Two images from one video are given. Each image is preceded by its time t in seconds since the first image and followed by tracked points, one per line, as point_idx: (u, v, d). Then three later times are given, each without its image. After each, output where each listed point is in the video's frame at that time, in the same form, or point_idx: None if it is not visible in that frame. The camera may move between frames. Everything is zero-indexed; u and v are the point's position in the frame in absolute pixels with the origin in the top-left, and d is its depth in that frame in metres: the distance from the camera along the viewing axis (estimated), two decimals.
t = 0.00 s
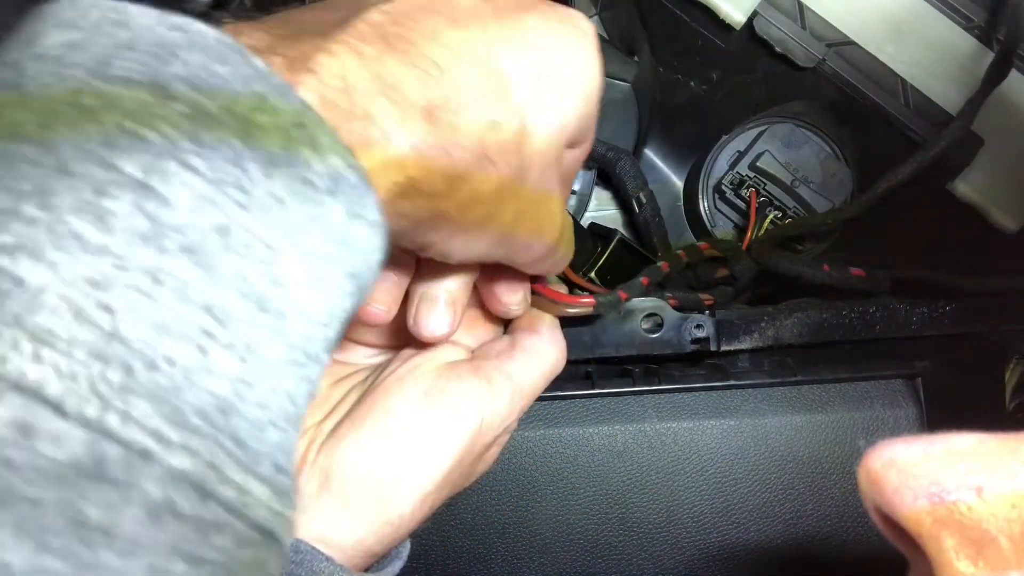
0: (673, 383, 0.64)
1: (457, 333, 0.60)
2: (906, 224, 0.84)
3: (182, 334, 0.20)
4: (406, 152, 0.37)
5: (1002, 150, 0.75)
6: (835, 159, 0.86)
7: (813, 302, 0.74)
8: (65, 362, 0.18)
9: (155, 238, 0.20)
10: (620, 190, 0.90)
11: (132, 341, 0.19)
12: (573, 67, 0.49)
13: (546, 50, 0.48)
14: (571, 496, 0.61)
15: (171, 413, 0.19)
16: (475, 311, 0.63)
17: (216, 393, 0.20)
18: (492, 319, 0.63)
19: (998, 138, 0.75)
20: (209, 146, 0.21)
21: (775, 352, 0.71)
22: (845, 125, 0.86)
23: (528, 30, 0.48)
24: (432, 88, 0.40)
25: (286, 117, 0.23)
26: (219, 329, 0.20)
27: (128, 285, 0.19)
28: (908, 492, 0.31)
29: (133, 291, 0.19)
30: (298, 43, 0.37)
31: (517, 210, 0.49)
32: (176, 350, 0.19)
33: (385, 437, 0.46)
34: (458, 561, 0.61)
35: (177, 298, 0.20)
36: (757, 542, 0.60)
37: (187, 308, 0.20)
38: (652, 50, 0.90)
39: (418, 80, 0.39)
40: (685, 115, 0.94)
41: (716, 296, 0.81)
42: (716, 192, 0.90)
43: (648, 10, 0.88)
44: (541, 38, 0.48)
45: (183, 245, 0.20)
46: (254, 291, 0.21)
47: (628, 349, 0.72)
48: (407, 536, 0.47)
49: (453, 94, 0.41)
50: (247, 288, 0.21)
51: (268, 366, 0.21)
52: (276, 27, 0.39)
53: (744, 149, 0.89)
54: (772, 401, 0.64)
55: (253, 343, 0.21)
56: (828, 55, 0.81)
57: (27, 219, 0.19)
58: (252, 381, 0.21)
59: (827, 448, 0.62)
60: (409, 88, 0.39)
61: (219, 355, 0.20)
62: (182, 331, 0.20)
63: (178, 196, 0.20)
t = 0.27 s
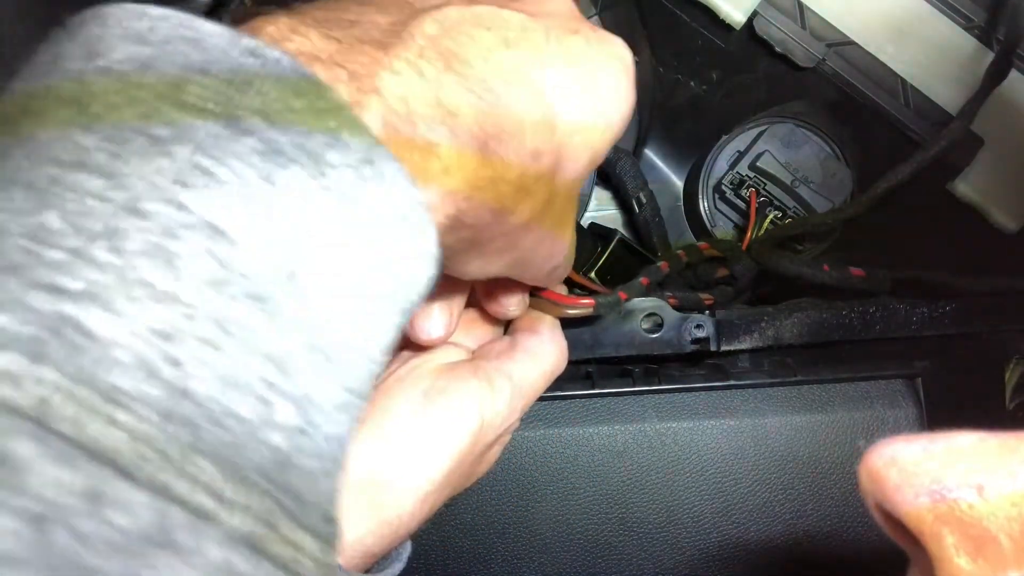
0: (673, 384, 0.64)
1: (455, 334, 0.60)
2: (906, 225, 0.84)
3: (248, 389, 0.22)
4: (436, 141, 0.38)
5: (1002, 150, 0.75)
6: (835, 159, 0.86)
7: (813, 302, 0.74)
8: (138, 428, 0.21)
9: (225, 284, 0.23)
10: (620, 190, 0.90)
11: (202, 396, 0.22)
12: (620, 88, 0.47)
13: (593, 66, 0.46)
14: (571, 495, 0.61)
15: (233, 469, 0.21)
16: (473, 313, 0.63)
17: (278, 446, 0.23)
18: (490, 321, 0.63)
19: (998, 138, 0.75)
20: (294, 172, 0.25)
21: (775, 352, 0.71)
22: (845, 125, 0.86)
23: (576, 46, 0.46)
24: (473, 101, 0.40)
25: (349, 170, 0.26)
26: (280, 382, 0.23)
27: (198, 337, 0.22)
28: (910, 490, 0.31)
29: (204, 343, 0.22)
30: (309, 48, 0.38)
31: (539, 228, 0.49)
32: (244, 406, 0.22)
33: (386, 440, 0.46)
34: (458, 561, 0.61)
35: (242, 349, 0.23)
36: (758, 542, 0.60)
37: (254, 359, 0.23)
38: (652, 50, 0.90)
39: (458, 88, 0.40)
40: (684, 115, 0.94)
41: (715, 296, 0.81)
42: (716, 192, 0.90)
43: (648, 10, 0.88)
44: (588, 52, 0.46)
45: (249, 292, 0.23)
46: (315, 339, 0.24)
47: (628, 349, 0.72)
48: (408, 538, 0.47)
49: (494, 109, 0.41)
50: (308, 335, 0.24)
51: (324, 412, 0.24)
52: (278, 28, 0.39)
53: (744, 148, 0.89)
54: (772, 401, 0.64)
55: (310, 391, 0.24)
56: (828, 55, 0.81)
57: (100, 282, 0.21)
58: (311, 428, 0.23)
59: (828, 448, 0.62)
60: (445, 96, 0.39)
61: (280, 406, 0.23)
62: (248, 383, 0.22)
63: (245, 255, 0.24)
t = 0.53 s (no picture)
0: (673, 384, 0.64)
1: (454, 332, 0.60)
2: (907, 225, 0.84)
3: (242, 385, 0.22)
4: (425, 139, 0.38)
5: (1002, 149, 0.75)
6: (835, 159, 0.87)
7: (813, 302, 0.74)
8: (129, 426, 0.20)
9: (217, 281, 0.23)
10: (620, 190, 0.90)
11: (194, 392, 0.22)
12: (611, 88, 0.48)
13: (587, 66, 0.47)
14: (571, 495, 0.61)
15: (227, 469, 0.21)
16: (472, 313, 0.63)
17: (270, 443, 0.23)
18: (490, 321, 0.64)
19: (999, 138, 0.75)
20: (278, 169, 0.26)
21: (775, 352, 0.71)
22: (845, 125, 0.86)
23: (570, 47, 0.47)
24: (468, 99, 0.41)
25: (339, 167, 0.27)
26: (274, 379, 0.23)
27: (190, 334, 0.22)
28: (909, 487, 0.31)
29: (197, 341, 0.22)
30: (303, 40, 0.37)
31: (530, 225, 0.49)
32: (238, 403, 0.22)
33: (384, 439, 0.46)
34: (457, 561, 0.61)
35: (236, 346, 0.23)
36: (758, 541, 0.60)
37: (247, 357, 0.23)
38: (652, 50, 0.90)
39: (454, 85, 0.40)
40: (685, 114, 0.95)
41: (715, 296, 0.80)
42: (716, 192, 0.90)
43: (648, 11, 0.88)
44: (576, 50, 0.47)
45: (240, 289, 0.23)
46: (308, 336, 0.24)
47: (628, 350, 0.72)
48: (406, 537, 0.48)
49: (488, 107, 0.41)
50: (300, 333, 0.24)
51: (317, 411, 0.24)
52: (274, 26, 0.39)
53: (744, 148, 0.89)
54: (772, 401, 0.64)
55: (304, 389, 0.24)
56: (828, 55, 0.80)
57: (89, 277, 0.21)
58: (305, 426, 0.23)
59: (827, 448, 0.62)
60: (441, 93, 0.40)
61: (274, 404, 0.23)
62: (242, 381, 0.22)
63: (237, 252, 0.24)
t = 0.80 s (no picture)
0: (673, 383, 0.65)
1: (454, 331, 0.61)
2: (906, 225, 0.84)
3: (247, 395, 0.23)
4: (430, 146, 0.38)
5: (1003, 150, 0.74)
6: (835, 159, 0.87)
7: (814, 302, 0.74)
8: (134, 435, 0.21)
9: (223, 290, 0.23)
10: (620, 190, 0.90)
11: (198, 402, 0.22)
12: (614, 98, 0.48)
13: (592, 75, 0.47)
14: (570, 496, 0.61)
15: (229, 476, 0.22)
16: (474, 313, 0.63)
17: (273, 451, 0.23)
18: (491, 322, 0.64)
19: (1000, 137, 0.74)
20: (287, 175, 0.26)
21: (775, 352, 0.71)
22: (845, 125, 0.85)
23: (575, 56, 0.46)
24: (473, 107, 0.41)
25: (346, 175, 0.27)
26: (278, 388, 0.24)
27: (196, 343, 0.22)
28: (910, 485, 0.31)
29: (202, 350, 0.22)
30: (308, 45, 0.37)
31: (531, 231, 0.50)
32: (243, 412, 0.23)
33: (383, 440, 0.46)
34: (457, 561, 0.61)
35: (241, 355, 0.23)
36: (758, 541, 0.60)
37: (252, 365, 0.23)
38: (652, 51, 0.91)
39: (459, 92, 0.40)
40: (685, 114, 0.96)
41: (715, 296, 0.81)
42: (716, 192, 0.92)
43: (648, 12, 0.88)
44: (578, 58, 0.46)
45: (247, 298, 0.24)
46: (312, 344, 0.25)
47: (628, 350, 0.72)
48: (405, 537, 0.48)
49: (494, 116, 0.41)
50: (305, 341, 0.25)
51: (319, 419, 0.25)
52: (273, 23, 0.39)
53: (744, 149, 0.90)
54: (773, 401, 0.64)
55: (307, 397, 0.24)
56: (828, 55, 0.79)
57: (95, 285, 0.21)
58: (307, 433, 0.24)
59: (828, 448, 0.62)
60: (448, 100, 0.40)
61: (278, 412, 0.24)
62: (246, 390, 0.23)
63: (243, 260, 0.24)
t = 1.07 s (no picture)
0: (673, 383, 0.65)
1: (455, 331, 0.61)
2: (906, 225, 0.84)
3: (197, 368, 0.22)
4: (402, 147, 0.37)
5: (1003, 150, 0.74)
6: (835, 159, 0.87)
7: (814, 303, 0.74)
8: (77, 406, 0.20)
9: (169, 265, 0.22)
10: (620, 190, 0.90)
11: (143, 374, 0.21)
12: (584, 88, 0.49)
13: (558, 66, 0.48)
14: (570, 496, 0.61)
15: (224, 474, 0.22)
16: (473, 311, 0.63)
17: (228, 427, 0.22)
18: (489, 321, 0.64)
19: (1000, 138, 0.74)
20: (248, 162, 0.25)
21: (775, 352, 0.71)
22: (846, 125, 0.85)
23: (540, 47, 0.47)
24: (434, 91, 0.40)
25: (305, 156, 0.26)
26: (230, 362, 0.22)
27: (141, 317, 0.21)
28: (910, 486, 0.31)
29: (148, 324, 0.21)
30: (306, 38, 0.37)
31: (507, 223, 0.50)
32: (192, 386, 0.22)
33: (382, 439, 0.46)
34: (457, 561, 0.61)
35: (190, 330, 0.22)
36: (758, 541, 0.60)
37: (201, 339, 0.22)
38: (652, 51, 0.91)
39: (438, 88, 0.40)
40: (685, 114, 0.96)
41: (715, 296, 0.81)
42: (716, 192, 0.92)
43: (648, 12, 0.88)
44: (547, 50, 0.47)
45: (194, 272, 0.23)
46: (266, 320, 0.23)
47: (628, 350, 0.72)
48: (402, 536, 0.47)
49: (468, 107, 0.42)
50: (258, 317, 0.23)
51: (279, 395, 0.23)
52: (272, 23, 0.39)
53: (744, 149, 0.90)
54: (773, 401, 0.64)
55: (263, 373, 0.23)
56: (828, 55, 0.80)
57: (36, 262, 0.21)
58: (265, 410, 0.23)
59: (828, 448, 0.62)
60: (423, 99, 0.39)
61: (232, 387, 0.22)
62: (196, 364, 0.22)
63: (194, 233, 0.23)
